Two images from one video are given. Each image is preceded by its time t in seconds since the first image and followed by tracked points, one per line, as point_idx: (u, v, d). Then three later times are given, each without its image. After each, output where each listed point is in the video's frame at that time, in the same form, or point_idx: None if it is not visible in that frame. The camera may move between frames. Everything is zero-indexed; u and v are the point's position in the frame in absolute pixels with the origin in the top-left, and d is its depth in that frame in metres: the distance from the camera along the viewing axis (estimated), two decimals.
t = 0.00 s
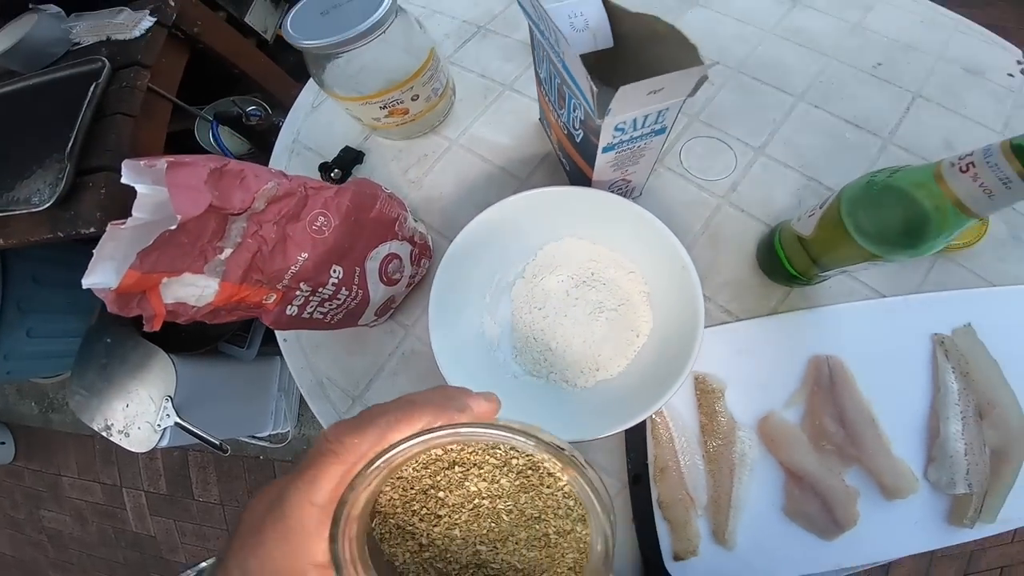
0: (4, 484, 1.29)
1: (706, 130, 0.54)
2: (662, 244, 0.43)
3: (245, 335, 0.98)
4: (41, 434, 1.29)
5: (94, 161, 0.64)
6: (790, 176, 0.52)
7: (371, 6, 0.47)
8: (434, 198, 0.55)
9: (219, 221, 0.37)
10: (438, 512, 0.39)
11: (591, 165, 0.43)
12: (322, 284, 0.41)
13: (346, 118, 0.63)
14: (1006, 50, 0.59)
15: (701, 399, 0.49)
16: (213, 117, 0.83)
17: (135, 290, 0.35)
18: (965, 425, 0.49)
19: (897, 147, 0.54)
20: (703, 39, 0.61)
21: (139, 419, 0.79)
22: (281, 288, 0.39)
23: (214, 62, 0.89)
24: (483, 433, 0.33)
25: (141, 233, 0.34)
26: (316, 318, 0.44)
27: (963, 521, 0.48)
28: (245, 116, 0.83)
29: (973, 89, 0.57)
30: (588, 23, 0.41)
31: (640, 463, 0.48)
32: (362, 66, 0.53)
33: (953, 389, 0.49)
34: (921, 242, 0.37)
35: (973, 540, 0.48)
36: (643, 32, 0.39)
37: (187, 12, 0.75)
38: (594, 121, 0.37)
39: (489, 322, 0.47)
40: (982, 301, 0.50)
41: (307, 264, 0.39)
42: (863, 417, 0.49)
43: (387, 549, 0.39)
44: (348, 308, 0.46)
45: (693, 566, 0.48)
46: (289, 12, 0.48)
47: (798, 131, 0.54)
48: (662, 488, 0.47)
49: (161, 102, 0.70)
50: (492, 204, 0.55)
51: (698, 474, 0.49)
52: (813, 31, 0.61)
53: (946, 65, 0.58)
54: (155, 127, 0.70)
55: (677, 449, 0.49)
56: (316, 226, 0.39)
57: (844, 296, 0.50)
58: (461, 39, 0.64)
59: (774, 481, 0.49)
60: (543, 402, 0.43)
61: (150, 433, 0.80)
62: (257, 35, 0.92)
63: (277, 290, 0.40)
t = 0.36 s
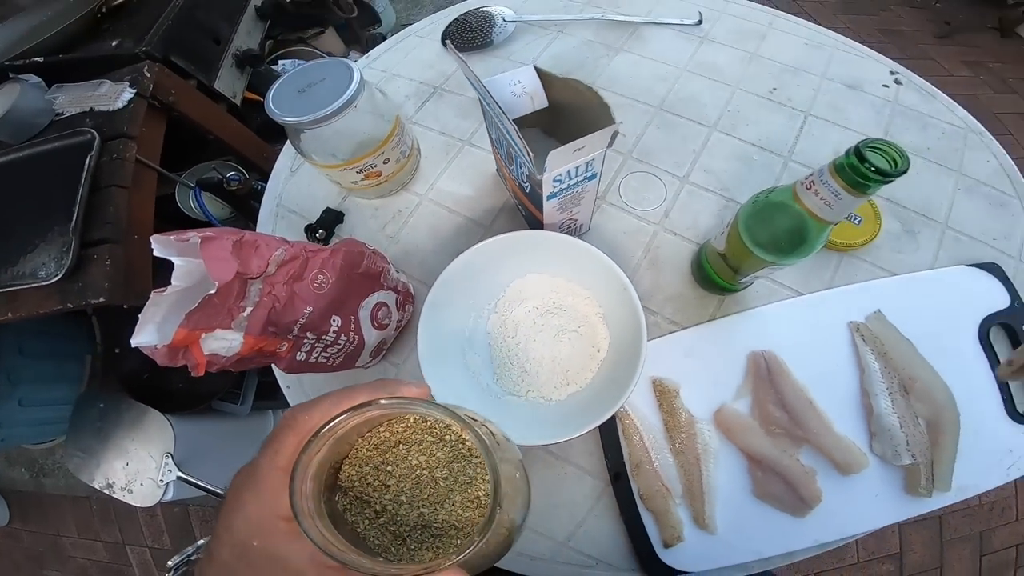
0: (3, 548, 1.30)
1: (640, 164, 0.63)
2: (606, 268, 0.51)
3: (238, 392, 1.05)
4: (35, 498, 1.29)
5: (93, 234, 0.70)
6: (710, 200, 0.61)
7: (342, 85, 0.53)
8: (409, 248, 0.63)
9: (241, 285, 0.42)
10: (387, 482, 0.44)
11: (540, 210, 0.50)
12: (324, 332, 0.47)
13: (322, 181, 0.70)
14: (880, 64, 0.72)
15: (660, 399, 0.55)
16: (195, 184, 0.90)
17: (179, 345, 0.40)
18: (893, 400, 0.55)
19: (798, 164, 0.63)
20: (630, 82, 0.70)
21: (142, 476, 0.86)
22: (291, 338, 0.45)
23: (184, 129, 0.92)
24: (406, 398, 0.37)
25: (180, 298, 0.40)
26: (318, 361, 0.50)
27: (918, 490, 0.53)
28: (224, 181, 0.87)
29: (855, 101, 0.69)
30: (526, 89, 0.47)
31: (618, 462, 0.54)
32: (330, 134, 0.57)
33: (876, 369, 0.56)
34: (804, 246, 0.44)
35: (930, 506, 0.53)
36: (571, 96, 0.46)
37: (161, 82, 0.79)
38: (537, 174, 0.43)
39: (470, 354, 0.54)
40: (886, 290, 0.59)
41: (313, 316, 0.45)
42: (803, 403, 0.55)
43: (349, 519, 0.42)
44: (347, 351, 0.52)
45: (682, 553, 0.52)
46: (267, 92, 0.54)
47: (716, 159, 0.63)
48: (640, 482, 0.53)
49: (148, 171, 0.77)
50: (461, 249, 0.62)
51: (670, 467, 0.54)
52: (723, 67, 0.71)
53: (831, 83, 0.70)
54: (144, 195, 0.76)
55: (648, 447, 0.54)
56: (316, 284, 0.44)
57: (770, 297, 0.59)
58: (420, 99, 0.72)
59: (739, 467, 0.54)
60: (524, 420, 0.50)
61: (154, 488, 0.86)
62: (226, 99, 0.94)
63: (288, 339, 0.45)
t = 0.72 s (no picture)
0: None
1: (635, 162, 0.66)
2: (619, 261, 0.53)
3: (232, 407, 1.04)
4: (20, 521, 1.26)
5: (93, 240, 0.70)
6: (702, 195, 0.64)
7: (349, 87, 0.54)
8: (414, 249, 0.64)
9: (260, 273, 0.42)
10: (395, 479, 0.43)
11: (545, 203, 0.52)
12: (338, 325, 0.48)
13: (323, 186, 0.71)
14: (850, 65, 0.76)
15: (670, 385, 0.57)
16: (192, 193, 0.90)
17: (200, 332, 0.40)
18: (893, 377, 0.58)
19: (781, 158, 0.66)
20: (621, 84, 0.73)
21: (134, 495, 0.84)
22: (306, 330, 0.45)
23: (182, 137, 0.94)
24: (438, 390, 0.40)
25: (201, 286, 0.40)
26: (334, 356, 0.50)
27: (928, 467, 0.55)
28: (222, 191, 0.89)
29: (828, 98, 0.73)
30: (528, 87, 0.49)
31: (632, 450, 0.55)
32: (336, 136, 0.58)
33: (871, 348, 0.58)
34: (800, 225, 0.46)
35: (943, 483, 0.55)
36: (572, 92, 0.48)
37: (159, 90, 0.80)
38: (544, 165, 0.45)
39: (480, 349, 0.55)
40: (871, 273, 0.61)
41: (327, 308, 0.45)
42: (807, 383, 0.57)
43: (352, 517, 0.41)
44: (358, 347, 0.52)
45: (704, 539, 0.53)
46: (276, 94, 0.55)
47: (705, 155, 0.66)
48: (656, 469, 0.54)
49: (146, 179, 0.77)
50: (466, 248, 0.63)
51: (685, 453, 0.55)
52: (706, 69, 0.74)
53: (806, 82, 0.74)
54: (143, 203, 0.76)
55: (660, 434, 0.56)
56: (332, 275, 0.45)
57: (764, 284, 0.62)
58: (418, 106, 0.74)
59: (753, 449, 0.55)
60: (540, 408, 0.51)
61: (147, 506, 0.84)
62: (221, 109, 0.96)
63: (303, 331, 0.45)
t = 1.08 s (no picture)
0: None
1: (609, 184, 0.71)
2: (602, 283, 0.56)
3: (222, 427, 1.08)
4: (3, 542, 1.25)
5: (93, 262, 0.73)
6: (672, 213, 0.68)
7: (343, 117, 0.58)
8: (404, 269, 0.68)
9: (267, 292, 0.46)
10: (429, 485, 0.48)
11: (527, 225, 0.56)
12: (336, 341, 0.51)
13: (315, 209, 0.75)
14: (806, 84, 0.82)
15: (645, 391, 0.60)
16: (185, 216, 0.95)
17: (215, 346, 0.44)
18: (850, 378, 0.61)
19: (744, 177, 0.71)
20: (596, 108, 0.78)
21: (123, 513, 0.85)
22: (307, 345, 0.48)
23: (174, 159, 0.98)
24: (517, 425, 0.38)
25: (215, 304, 0.44)
26: (331, 370, 0.54)
27: (890, 462, 0.58)
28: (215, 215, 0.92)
29: (786, 118, 0.78)
30: (509, 117, 0.53)
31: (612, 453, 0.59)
32: (328, 162, 0.62)
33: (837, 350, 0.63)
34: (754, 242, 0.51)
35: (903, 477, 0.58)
36: (549, 121, 0.52)
37: (154, 114, 0.83)
38: (524, 191, 0.49)
39: (466, 361, 0.59)
40: (827, 282, 0.67)
41: (326, 325, 0.49)
42: (772, 386, 0.61)
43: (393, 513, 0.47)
44: (354, 361, 0.56)
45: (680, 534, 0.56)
46: (274, 122, 0.59)
47: (675, 175, 0.71)
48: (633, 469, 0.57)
49: (143, 203, 0.80)
50: (453, 267, 0.68)
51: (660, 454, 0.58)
52: (675, 93, 0.79)
53: (766, 103, 0.79)
54: (140, 226, 0.79)
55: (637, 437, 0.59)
56: (331, 294, 0.49)
57: (730, 295, 0.67)
58: (406, 130, 0.78)
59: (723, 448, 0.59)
60: (525, 416, 0.55)
61: (137, 523, 0.85)
62: (212, 131, 0.99)
63: (305, 347, 0.48)
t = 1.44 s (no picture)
0: None
1: (609, 196, 0.73)
2: (606, 291, 0.58)
3: (215, 432, 1.07)
4: None
5: (100, 262, 0.73)
6: (670, 224, 0.71)
7: (356, 126, 0.60)
8: (409, 276, 0.69)
9: (285, 294, 0.47)
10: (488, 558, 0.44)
11: (534, 234, 0.58)
12: (348, 343, 0.52)
13: (320, 215, 0.76)
14: (796, 100, 0.85)
15: (645, 395, 0.63)
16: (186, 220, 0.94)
17: (237, 346, 0.45)
18: (841, 385, 0.63)
19: (738, 190, 0.74)
20: (596, 121, 0.80)
21: (109, 518, 0.85)
22: (322, 346, 0.50)
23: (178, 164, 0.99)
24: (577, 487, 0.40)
25: (235, 305, 0.46)
26: (340, 372, 0.55)
27: (879, 463, 0.61)
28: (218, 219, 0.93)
29: (778, 133, 0.81)
30: (518, 128, 0.54)
31: (614, 455, 0.61)
32: (338, 169, 0.63)
33: (835, 364, 0.64)
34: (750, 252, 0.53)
35: (893, 479, 0.60)
36: (557, 134, 0.53)
37: (162, 116, 0.85)
38: (534, 201, 0.51)
39: (474, 367, 0.60)
40: (817, 292, 0.70)
41: (340, 327, 0.50)
42: (765, 391, 0.63)
43: None
44: (363, 364, 0.57)
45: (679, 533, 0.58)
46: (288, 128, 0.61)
47: (672, 188, 0.74)
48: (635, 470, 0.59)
49: (148, 205, 0.80)
50: (458, 275, 0.69)
51: (661, 456, 0.60)
52: (672, 107, 0.82)
53: (758, 118, 0.82)
54: (146, 228, 0.79)
55: (638, 438, 0.61)
56: (345, 297, 0.50)
57: (726, 303, 0.69)
58: (411, 139, 0.80)
59: (720, 450, 0.61)
60: (531, 418, 0.56)
61: (124, 528, 0.84)
62: (216, 135, 1.00)
63: (319, 348, 0.50)
